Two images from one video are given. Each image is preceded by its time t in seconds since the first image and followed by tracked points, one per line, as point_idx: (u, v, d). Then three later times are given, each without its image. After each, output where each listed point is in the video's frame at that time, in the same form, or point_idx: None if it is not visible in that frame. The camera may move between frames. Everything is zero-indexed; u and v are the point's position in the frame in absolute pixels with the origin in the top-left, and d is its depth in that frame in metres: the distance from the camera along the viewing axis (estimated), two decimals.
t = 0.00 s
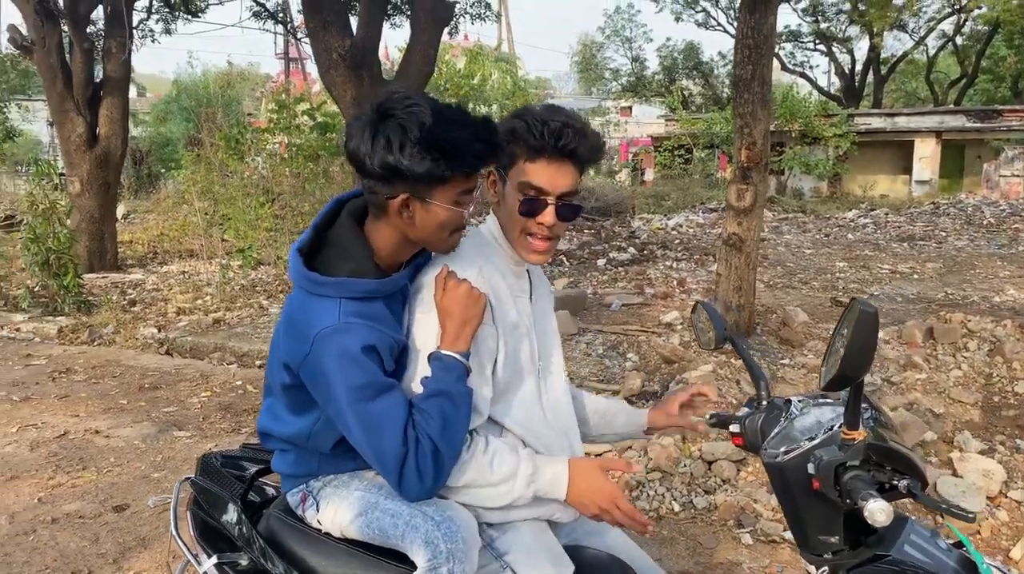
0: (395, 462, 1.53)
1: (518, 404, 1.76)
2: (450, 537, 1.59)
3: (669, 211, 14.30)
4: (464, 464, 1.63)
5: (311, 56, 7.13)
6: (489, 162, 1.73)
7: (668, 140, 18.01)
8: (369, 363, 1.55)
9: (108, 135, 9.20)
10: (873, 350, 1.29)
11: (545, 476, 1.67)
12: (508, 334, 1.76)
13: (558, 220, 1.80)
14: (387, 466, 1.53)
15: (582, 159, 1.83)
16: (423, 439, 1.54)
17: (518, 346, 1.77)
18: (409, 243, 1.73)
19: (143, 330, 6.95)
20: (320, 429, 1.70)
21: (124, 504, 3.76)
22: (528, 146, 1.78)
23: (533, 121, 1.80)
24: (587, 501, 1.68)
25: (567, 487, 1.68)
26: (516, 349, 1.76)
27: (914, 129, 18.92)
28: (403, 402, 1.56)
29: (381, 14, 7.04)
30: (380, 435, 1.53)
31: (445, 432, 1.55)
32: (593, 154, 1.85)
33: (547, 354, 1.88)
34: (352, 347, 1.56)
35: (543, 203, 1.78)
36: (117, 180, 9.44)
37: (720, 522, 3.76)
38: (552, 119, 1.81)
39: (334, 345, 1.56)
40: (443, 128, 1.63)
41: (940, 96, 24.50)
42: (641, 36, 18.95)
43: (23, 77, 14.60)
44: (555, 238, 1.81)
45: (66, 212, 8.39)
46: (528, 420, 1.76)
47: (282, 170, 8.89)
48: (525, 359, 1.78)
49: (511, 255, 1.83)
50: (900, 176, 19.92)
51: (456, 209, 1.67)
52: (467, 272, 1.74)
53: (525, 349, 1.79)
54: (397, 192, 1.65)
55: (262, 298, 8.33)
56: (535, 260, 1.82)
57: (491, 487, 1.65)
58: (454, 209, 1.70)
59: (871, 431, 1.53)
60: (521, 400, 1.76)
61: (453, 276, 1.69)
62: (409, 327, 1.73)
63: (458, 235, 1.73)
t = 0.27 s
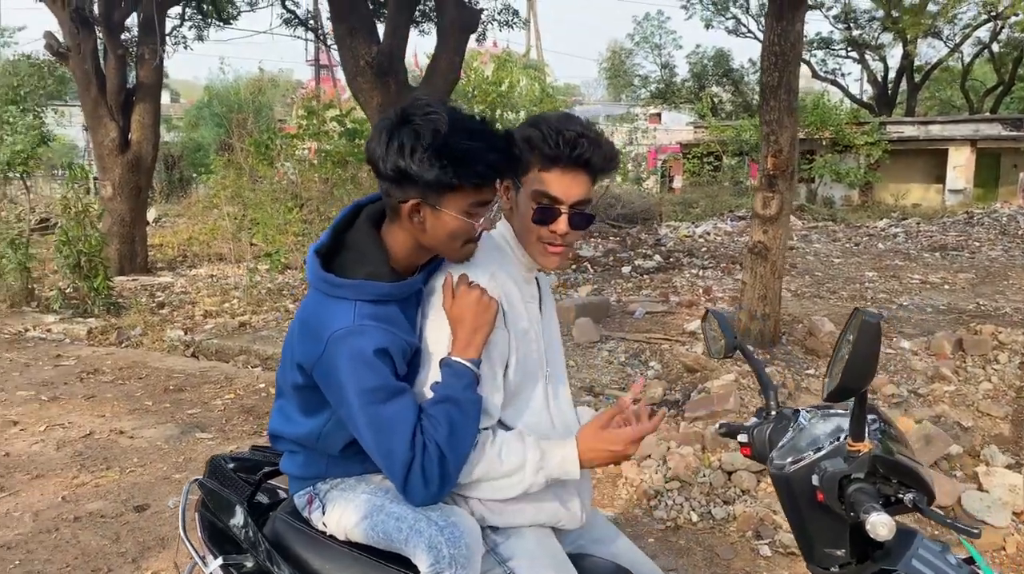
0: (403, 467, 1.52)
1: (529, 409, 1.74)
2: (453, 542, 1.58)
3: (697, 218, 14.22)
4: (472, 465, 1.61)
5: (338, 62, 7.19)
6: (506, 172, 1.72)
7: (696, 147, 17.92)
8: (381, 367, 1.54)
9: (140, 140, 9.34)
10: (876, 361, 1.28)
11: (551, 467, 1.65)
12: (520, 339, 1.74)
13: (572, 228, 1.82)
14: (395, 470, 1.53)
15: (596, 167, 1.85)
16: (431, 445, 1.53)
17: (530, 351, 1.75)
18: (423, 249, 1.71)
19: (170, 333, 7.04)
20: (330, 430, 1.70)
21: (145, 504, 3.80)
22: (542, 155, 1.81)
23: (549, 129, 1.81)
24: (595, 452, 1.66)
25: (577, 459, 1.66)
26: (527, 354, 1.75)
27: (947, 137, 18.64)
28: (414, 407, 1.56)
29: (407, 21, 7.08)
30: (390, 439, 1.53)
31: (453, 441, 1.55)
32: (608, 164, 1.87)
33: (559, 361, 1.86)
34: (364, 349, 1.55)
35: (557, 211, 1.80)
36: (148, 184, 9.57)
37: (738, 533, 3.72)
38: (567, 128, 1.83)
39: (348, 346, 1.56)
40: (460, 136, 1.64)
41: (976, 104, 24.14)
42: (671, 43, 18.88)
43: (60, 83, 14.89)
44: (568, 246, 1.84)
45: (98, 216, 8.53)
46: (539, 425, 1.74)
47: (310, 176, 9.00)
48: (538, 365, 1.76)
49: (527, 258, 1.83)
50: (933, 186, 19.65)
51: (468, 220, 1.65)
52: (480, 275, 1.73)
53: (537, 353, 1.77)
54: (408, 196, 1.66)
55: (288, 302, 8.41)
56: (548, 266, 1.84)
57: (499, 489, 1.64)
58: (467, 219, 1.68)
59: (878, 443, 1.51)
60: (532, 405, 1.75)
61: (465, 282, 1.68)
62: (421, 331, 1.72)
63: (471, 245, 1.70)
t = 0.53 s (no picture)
0: (395, 459, 1.54)
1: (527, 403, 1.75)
2: (452, 537, 1.59)
3: (725, 226, 14.16)
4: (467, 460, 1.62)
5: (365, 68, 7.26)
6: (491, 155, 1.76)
7: (725, 155, 17.84)
8: (375, 361, 1.56)
9: (172, 144, 9.50)
10: (864, 360, 1.28)
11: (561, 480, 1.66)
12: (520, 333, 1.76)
13: (564, 227, 1.82)
14: (387, 462, 1.55)
15: (592, 166, 1.84)
16: (422, 438, 1.55)
17: (528, 344, 1.77)
18: (417, 238, 1.75)
19: (196, 333, 7.14)
20: (328, 424, 1.73)
21: (164, 500, 3.87)
22: (539, 153, 1.81)
23: (545, 128, 1.82)
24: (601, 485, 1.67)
25: (585, 485, 1.67)
26: (525, 349, 1.76)
27: (982, 146, 18.37)
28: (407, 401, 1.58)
29: (433, 27, 7.14)
30: (383, 431, 1.55)
31: (445, 434, 1.56)
32: (605, 164, 1.86)
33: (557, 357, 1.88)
34: (361, 342, 1.58)
35: (550, 209, 1.80)
36: (179, 188, 9.73)
37: (752, 540, 3.70)
38: (564, 127, 1.84)
39: (342, 340, 1.59)
40: (437, 121, 1.67)
41: (1012, 113, 23.77)
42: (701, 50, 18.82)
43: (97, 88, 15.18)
44: (562, 243, 1.83)
45: (130, 218, 8.69)
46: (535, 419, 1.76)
47: (338, 181, 9.11)
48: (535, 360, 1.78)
49: (518, 255, 1.84)
50: (967, 196, 19.38)
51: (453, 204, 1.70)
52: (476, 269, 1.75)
53: (534, 348, 1.79)
54: (395, 185, 1.70)
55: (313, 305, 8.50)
56: (536, 261, 1.84)
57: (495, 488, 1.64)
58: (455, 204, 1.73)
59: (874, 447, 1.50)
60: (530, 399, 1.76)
61: (465, 278, 1.70)
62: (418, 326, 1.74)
63: (463, 230, 1.75)
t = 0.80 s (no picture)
0: (313, 454, 1.55)
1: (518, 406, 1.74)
2: (445, 535, 1.57)
3: (763, 234, 14.02)
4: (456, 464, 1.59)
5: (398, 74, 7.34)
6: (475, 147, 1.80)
7: (764, 162, 17.67)
8: (328, 352, 1.57)
9: (211, 149, 9.68)
10: (841, 359, 1.38)
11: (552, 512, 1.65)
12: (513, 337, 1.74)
13: (552, 233, 1.81)
14: (306, 452, 1.55)
15: (580, 172, 1.82)
16: (349, 446, 1.55)
17: (521, 348, 1.75)
18: (404, 229, 1.77)
19: (230, 335, 7.26)
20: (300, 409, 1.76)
21: (189, 497, 3.94)
22: (527, 158, 1.80)
23: (533, 135, 1.81)
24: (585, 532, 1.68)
25: (575, 520, 1.67)
26: (518, 351, 1.74)
27: None
28: (349, 405, 1.58)
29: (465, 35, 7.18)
30: (315, 424, 1.56)
31: (372, 450, 1.56)
32: (593, 169, 1.85)
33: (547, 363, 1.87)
34: (319, 335, 1.59)
35: (538, 215, 1.80)
36: (217, 192, 9.90)
37: (772, 551, 3.66)
38: (551, 134, 1.82)
39: (307, 319, 1.61)
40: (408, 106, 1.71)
41: None
42: (740, 57, 18.69)
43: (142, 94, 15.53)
44: (550, 248, 1.82)
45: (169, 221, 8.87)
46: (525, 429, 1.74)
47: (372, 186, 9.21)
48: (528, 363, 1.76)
49: (507, 260, 1.83)
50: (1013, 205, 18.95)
51: (432, 186, 1.70)
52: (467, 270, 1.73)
53: (526, 353, 1.76)
54: (375, 170, 1.73)
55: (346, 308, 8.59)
56: (522, 265, 1.83)
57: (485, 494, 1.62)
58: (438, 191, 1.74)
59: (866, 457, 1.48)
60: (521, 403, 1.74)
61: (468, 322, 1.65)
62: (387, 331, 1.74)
63: (446, 221, 1.75)
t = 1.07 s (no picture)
0: (261, 434, 1.67)
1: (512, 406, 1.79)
2: (431, 534, 1.62)
3: (798, 239, 13.86)
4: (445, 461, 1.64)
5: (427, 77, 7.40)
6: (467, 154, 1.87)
7: (801, 167, 17.45)
8: (286, 341, 1.66)
9: (246, 152, 9.83)
10: (817, 368, 1.49)
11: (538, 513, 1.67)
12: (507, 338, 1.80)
13: (549, 229, 1.84)
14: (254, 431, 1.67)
15: (572, 169, 1.86)
16: (297, 432, 1.65)
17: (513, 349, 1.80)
18: (391, 225, 1.84)
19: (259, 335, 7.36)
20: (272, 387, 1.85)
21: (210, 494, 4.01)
22: (520, 156, 1.84)
23: (525, 135, 1.85)
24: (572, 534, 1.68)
25: (561, 523, 1.67)
26: (508, 353, 1.79)
27: None
28: (301, 394, 1.68)
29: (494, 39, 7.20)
30: (264, 409, 1.66)
31: (317, 440, 1.66)
32: (584, 164, 1.90)
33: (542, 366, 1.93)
34: (278, 322, 1.67)
35: (534, 212, 1.82)
36: (252, 194, 10.05)
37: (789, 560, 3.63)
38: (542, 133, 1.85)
39: (269, 305, 1.69)
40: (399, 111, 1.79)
41: None
42: (777, 60, 18.50)
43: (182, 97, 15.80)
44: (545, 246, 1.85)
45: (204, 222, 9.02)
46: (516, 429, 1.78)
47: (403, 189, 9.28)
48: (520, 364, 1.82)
49: (501, 257, 1.86)
50: None
51: (426, 184, 1.76)
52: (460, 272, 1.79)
53: (518, 353, 1.81)
54: (371, 167, 1.80)
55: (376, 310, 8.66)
56: (522, 266, 1.86)
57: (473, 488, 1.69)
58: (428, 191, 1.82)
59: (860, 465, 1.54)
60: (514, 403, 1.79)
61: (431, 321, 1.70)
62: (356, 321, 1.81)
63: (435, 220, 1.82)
